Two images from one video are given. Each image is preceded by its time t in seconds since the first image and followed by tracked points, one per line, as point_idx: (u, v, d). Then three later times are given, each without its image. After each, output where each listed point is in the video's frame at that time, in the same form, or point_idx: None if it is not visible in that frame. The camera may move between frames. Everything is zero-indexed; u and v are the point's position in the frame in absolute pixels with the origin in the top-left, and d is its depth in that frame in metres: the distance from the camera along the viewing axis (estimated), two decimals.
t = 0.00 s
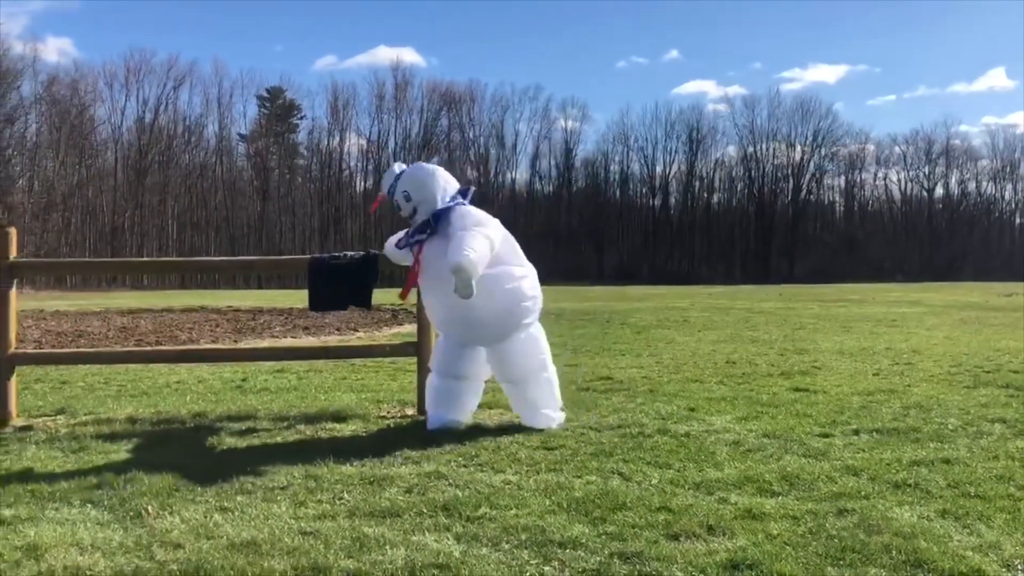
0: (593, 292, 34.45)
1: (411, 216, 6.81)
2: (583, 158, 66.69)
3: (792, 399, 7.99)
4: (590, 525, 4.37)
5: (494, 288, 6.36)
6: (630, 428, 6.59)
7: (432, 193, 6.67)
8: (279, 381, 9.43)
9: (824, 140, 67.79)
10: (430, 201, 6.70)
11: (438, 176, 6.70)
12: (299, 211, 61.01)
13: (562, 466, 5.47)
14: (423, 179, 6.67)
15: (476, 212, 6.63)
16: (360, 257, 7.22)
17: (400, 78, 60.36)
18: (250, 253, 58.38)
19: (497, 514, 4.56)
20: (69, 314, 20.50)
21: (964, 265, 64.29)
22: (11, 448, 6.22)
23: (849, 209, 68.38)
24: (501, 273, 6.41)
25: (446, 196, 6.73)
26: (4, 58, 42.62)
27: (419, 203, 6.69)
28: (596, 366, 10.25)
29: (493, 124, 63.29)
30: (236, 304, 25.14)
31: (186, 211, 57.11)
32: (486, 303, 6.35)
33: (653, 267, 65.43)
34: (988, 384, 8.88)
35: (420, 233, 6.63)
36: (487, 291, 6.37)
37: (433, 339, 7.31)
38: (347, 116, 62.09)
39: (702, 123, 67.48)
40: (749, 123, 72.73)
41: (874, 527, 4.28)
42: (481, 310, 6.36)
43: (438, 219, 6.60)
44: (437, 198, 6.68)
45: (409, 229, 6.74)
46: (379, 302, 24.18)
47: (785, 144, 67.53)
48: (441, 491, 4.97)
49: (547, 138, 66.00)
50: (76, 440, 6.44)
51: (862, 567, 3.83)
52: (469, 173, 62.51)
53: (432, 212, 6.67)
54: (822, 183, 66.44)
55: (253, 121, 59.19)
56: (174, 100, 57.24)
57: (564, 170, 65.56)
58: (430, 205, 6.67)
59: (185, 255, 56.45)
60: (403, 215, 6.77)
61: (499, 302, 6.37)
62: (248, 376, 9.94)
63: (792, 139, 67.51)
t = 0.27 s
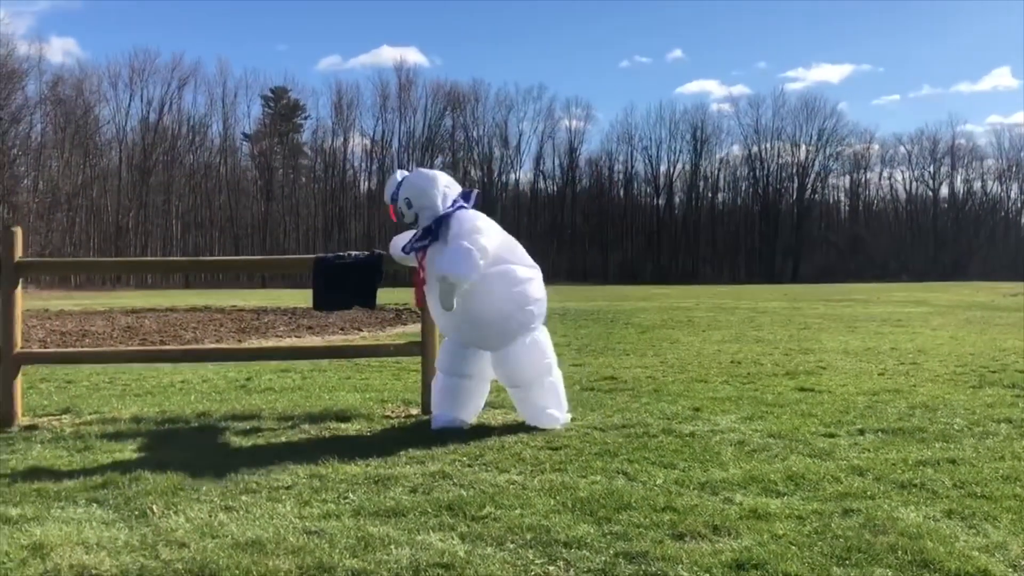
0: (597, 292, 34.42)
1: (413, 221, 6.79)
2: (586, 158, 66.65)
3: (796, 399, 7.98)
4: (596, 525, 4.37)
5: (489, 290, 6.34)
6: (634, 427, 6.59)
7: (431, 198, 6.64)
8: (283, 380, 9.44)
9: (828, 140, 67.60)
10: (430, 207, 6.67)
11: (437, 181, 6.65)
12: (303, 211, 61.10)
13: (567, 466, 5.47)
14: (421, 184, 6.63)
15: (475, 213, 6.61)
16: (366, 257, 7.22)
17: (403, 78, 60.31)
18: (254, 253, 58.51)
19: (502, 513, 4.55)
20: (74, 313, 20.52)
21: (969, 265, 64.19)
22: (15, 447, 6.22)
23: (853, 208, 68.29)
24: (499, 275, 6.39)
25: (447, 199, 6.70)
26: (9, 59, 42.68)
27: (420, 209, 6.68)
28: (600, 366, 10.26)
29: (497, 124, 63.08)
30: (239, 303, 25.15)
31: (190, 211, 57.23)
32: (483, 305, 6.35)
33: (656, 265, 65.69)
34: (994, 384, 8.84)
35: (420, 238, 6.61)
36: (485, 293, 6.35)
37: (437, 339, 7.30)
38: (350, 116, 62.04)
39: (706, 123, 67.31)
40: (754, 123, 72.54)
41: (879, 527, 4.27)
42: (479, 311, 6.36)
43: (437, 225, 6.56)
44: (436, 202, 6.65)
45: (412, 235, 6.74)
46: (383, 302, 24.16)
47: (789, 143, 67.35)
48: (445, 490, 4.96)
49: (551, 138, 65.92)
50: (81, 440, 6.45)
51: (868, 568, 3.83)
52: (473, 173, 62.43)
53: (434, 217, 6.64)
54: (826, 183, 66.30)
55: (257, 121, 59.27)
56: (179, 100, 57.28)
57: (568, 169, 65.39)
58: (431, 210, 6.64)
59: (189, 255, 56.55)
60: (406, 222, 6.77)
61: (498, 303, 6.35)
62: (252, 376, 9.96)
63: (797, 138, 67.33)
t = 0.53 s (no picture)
0: (600, 292, 34.41)
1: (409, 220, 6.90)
2: (590, 158, 66.65)
3: (800, 399, 7.98)
4: (599, 525, 4.37)
5: (476, 290, 6.33)
6: (638, 427, 6.59)
7: (422, 196, 6.71)
8: (287, 380, 9.47)
9: (832, 140, 67.53)
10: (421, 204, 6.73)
11: (428, 177, 6.72)
12: (306, 211, 61.19)
13: (570, 466, 5.47)
14: (411, 182, 6.71)
15: (462, 211, 6.57)
16: (369, 257, 7.19)
17: (407, 78, 60.36)
18: (258, 253, 58.63)
19: (505, 514, 4.56)
20: (79, 313, 20.57)
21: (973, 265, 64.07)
22: (20, 447, 6.24)
23: (857, 208, 68.22)
24: (484, 274, 6.35)
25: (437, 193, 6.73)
26: (15, 59, 42.77)
27: (412, 207, 6.77)
28: (604, 366, 10.27)
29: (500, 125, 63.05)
30: (243, 304, 25.19)
31: (194, 211, 57.37)
32: (469, 306, 6.36)
33: (659, 265, 65.62)
34: (997, 384, 8.83)
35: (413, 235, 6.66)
36: (469, 293, 6.33)
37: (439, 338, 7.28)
38: (354, 116, 62.13)
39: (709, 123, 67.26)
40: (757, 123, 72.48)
41: (883, 528, 4.27)
42: (466, 312, 6.39)
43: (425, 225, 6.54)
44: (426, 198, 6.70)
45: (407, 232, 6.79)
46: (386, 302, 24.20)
47: (792, 143, 67.27)
48: (449, 491, 4.97)
49: (554, 138, 65.91)
50: (86, 440, 6.48)
51: (870, 568, 3.82)
52: (476, 173, 62.41)
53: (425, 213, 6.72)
54: (829, 183, 66.22)
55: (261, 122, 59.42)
56: (183, 101, 57.40)
57: (571, 169, 65.42)
58: (422, 206, 6.72)
59: (194, 256, 56.67)
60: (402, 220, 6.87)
61: (484, 305, 6.34)
62: (256, 376, 9.99)
63: (800, 138, 67.25)
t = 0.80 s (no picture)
0: (603, 293, 34.43)
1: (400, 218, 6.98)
2: (592, 159, 66.73)
3: (802, 400, 7.98)
4: (602, 526, 4.37)
5: (462, 286, 6.36)
6: (640, 428, 6.60)
7: (412, 194, 6.79)
8: (289, 381, 9.50)
9: (834, 141, 67.58)
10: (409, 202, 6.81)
11: (418, 176, 6.81)
12: (309, 212, 61.23)
13: (573, 467, 5.47)
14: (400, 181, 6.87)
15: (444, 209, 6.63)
16: (370, 257, 7.18)
17: (409, 79, 60.43)
18: (260, 253, 58.72)
19: (508, 514, 4.56)
20: (81, 313, 20.62)
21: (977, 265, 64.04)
22: (24, 447, 6.26)
23: (860, 209, 68.27)
24: (462, 270, 6.37)
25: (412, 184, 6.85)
26: (18, 60, 42.77)
27: (401, 206, 6.85)
28: (606, 366, 10.28)
29: (502, 125, 63.10)
30: (246, 305, 25.22)
31: (196, 212, 57.45)
32: (454, 303, 6.38)
33: (662, 266, 65.42)
34: (1000, 385, 8.84)
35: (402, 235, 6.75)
36: (450, 291, 6.36)
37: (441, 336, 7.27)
38: (357, 116, 62.25)
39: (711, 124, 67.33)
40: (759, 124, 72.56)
41: (886, 528, 4.26)
42: (450, 309, 6.41)
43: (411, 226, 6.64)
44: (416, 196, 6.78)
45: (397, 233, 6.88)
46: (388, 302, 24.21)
47: (795, 144, 67.34)
48: (451, 491, 4.97)
49: (556, 139, 65.98)
50: (89, 440, 6.49)
51: (874, 568, 3.82)
52: (479, 174, 62.41)
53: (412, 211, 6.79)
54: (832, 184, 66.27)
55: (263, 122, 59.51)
56: (186, 102, 57.49)
57: (574, 169, 65.53)
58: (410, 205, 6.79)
59: (195, 255, 56.75)
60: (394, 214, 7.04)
61: (466, 301, 6.35)
62: (259, 376, 10.01)
63: (803, 139, 67.32)
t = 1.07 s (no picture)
0: (604, 292, 34.43)
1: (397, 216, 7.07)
2: (594, 159, 66.70)
3: (804, 401, 7.97)
4: (603, 526, 4.37)
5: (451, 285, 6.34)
6: (642, 428, 6.60)
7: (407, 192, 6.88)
8: (291, 381, 9.51)
9: (836, 141, 67.53)
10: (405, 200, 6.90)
11: (415, 174, 6.87)
12: (310, 212, 61.23)
13: (574, 467, 5.47)
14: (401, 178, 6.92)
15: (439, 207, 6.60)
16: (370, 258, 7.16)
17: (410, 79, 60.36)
18: (262, 253, 58.76)
19: (509, 515, 4.55)
20: (83, 313, 20.66)
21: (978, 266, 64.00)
22: (25, 447, 6.27)
23: (861, 209, 68.23)
24: (452, 267, 6.35)
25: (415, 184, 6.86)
26: (19, 61, 42.80)
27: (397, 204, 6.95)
28: (607, 367, 10.29)
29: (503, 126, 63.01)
30: (247, 305, 25.23)
31: (197, 212, 57.48)
32: (443, 301, 6.37)
33: (663, 266, 65.45)
34: (1001, 385, 8.85)
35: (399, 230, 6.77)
36: (440, 288, 6.34)
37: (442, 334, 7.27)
38: (358, 117, 62.24)
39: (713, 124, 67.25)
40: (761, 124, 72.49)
41: (888, 529, 4.25)
42: (439, 306, 6.39)
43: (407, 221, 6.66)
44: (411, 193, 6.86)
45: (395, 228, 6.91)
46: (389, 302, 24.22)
47: (796, 144, 67.19)
48: (452, 492, 4.96)
49: (558, 139, 65.91)
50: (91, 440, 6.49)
51: (876, 569, 3.81)
52: (480, 174, 62.32)
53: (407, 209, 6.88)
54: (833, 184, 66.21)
55: (264, 123, 59.47)
56: (187, 102, 57.48)
57: (575, 170, 65.52)
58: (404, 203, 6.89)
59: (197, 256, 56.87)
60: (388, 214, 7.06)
61: (456, 297, 6.33)
62: (261, 377, 10.02)
63: (804, 139, 67.20)
